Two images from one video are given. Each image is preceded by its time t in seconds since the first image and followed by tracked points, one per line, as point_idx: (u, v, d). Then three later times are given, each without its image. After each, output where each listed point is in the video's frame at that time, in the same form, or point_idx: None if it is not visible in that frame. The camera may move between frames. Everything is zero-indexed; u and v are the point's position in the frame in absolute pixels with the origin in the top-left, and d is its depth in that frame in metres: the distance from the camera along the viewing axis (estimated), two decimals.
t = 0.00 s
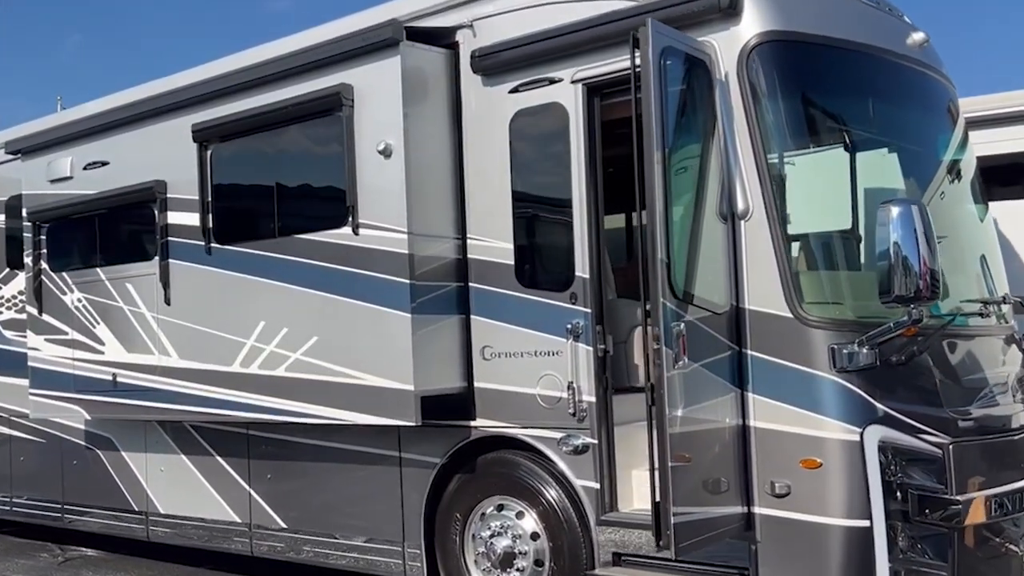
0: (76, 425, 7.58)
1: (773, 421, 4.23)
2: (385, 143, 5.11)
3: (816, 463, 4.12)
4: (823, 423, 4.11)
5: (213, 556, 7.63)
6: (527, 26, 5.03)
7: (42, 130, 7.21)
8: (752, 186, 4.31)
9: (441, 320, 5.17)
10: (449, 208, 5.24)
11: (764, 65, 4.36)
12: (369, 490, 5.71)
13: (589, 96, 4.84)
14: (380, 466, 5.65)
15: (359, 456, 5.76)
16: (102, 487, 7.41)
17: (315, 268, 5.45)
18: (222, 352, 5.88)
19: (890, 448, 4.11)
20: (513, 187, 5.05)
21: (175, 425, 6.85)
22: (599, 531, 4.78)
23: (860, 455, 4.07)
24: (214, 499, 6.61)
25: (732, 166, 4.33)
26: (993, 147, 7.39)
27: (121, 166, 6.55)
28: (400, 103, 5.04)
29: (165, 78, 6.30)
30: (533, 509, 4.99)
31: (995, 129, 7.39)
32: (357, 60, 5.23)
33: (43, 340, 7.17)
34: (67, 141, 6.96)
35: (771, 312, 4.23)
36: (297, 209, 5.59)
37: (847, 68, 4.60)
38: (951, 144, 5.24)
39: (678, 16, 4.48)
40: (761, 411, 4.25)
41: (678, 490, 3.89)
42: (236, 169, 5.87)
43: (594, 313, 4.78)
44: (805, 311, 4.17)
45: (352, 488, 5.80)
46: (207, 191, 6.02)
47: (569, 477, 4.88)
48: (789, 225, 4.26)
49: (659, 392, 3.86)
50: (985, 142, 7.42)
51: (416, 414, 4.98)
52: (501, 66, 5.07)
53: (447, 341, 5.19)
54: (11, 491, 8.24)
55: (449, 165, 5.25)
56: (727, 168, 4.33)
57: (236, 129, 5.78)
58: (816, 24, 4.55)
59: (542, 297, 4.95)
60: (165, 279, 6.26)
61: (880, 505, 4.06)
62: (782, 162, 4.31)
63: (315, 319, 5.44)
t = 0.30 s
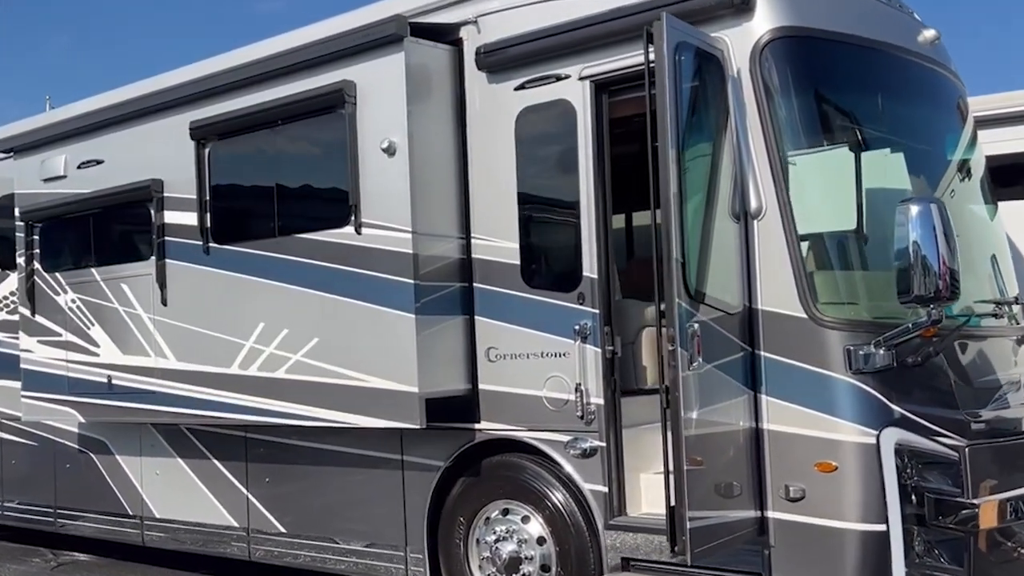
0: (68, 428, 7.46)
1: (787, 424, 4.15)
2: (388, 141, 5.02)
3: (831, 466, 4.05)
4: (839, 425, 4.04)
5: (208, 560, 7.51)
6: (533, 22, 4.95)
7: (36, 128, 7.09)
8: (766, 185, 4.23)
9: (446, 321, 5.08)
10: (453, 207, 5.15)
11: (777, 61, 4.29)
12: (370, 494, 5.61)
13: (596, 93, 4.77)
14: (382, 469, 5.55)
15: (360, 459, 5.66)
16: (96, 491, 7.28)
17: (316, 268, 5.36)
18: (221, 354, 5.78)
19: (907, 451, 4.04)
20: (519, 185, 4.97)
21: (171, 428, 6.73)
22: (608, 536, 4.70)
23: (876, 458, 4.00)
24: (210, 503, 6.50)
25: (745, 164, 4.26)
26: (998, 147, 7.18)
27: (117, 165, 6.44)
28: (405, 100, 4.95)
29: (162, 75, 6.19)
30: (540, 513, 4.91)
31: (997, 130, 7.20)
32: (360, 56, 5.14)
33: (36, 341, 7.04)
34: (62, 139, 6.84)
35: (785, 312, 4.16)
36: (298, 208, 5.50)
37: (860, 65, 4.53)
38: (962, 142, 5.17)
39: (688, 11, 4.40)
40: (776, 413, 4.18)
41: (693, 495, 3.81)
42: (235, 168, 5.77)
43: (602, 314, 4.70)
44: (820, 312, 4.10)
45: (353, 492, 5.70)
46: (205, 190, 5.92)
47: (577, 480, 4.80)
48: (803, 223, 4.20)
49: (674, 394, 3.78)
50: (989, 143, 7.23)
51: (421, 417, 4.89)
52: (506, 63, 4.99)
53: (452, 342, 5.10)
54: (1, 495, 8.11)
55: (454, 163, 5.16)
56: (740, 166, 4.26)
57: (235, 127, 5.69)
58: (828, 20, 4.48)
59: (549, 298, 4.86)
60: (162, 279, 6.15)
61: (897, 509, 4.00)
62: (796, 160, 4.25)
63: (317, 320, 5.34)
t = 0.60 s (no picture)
0: (58, 430, 7.35)
1: (795, 425, 4.10)
2: (388, 138, 4.96)
3: (840, 467, 4.00)
4: (847, 426, 3.99)
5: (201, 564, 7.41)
6: (534, 18, 4.89)
7: (27, 126, 6.99)
8: (773, 183, 4.19)
9: (446, 321, 5.01)
10: (453, 206, 5.08)
11: (785, 58, 4.25)
12: (367, 497, 5.54)
13: (599, 90, 4.71)
14: (380, 471, 5.48)
15: (358, 461, 5.58)
16: (86, 494, 7.18)
17: (314, 268, 5.29)
18: (216, 355, 5.70)
19: (915, 452, 3.99)
20: (521, 184, 4.91)
21: (164, 430, 6.64)
22: (611, 539, 4.63)
23: (885, 459, 3.95)
24: (204, 506, 6.41)
25: (752, 163, 4.21)
26: (1007, 146, 7.13)
27: (110, 163, 6.35)
28: (405, 96, 4.88)
29: (156, 72, 6.11)
30: (541, 515, 4.85)
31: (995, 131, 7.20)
32: (359, 52, 5.08)
33: (26, 342, 6.94)
34: (53, 136, 6.75)
35: (792, 312, 4.11)
36: (296, 206, 5.42)
37: (866, 62, 4.49)
38: (966, 142, 5.12)
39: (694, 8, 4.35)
40: (783, 414, 4.13)
41: (702, 496, 3.75)
42: (231, 166, 5.69)
43: (605, 314, 4.64)
44: (828, 312, 4.05)
45: (351, 494, 5.63)
46: (200, 188, 5.84)
47: (580, 482, 4.74)
48: (810, 222, 4.15)
49: (683, 395, 3.73)
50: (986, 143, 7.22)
51: (421, 419, 4.83)
52: (508, 59, 4.93)
53: (452, 342, 5.04)
54: None
55: (454, 161, 5.10)
56: (747, 163, 4.21)
57: (231, 124, 5.61)
58: (835, 17, 4.43)
59: (551, 297, 4.80)
60: (156, 279, 6.07)
61: (905, 511, 3.95)
62: (803, 159, 4.20)
63: (314, 320, 5.27)
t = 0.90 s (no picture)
0: (49, 431, 7.25)
1: (805, 425, 4.05)
2: (390, 135, 4.89)
3: (850, 469, 3.95)
4: (857, 426, 3.94)
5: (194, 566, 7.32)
6: (538, 13, 4.83)
7: (19, 122, 6.89)
8: (782, 181, 4.14)
9: (448, 321, 4.95)
10: (455, 204, 5.02)
11: (793, 54, 4.20)
12: (366, 498, 5.47)
13: (604, 87, 4.66)
14: (379, 473, 5.41)
15: (356, 462, 5.51)
16: (78, 496, 7.08)
17: (313, 266, 5.22)
18: (213, 355, 5.62)
19: (926, 453, 3.95)
20: (524, 182, 4.85)
21: (158, 431, 6.55)
22: (616, 540, 4.58)
23: (896, 460, 3.91)
24: (199, 507, 6.32)
25: (761, 160, 4.16)
26: (1005, 146, 7.10)
27: (104, 160, 6.26)
28: (407, 92, 4.82)
29: (152, 68, 6.02)
30: (544, 517, 4.79)
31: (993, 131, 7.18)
32: (360, 48, 5.01)
33: (17, 341, 6.84)
34: (46, 133, 6.65)
35: (802, 311, 4.07)
36: (295, 204, 5.36)
37: (873, 58, 4.44)
38: (971, 139, 5.07)
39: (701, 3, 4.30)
40: (792, 415, 4.08)
41: (713, 498, 3.70)
42: (228, 163, 5.62)
43: (611, 313, 4.59)
44: (839, 311, 4.01)
45: (349, 496, 5.55)
46: (197, 185, 5.76)
47: (584, 484, 4.68)
48: (819, 220, 4.10)
49: (693, 395, 3.67)
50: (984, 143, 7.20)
51: (423, 419, 4.76)
52: (511, 55, 4.87)
53: (454, 342, 4.97)
54: None
55: (456, 159, 5.04)
56: (755, 160, 4.16)
57: (229, 120, 5.54)
58: (843, 13, 4.38)
59: (554, 297, 4.75)
60: (151, 278, 5.98)
61: (916, 512, 3.90)
62: (812, 156, 4.16)
63: (314, 320, 5.20)
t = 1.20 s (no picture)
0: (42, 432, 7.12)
1: (820, 427, 3.99)
2: (395, 131, 4.81)
3: (866, 470, 3.89)
4: (873, 427, 3.88)
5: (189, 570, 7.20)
6: (545, 8, 4.76)
7: (13, 119, 6.78)
8: (797, 179, 4.08)
9: (454, 321, 4.87)
10: (461, 202, 4.94)
11: (806, 51, 4.14)
12: (368, 501, 5.38)
13: (614, 83, 4.59)
14: (382, 475, 5.32)
15: (358, 464, 5.42)
16: (71, 499, 6.96)
17: (316, 265, 5.13)
18: (213, 355, 5.53)
19: (943, 454, 3.90)
20: (531, 179, 4.79)
21: (154, 432, 6.44)
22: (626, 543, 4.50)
23: (913, 461, 3.86)
24: (196, 510, 6.21)
25: (775, 157, 4.11)
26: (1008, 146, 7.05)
27: (100, 157, 6.16)
28: (413, 88, 4.74)
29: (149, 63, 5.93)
30: (552, 519, 4.72)
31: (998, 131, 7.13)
32: (365, 43, 4.94)
33: (11, 342, 6.73)
34: (40, 129, 6.54)
35: (817, 312, 4.01)
36: (297, 202, 5.27)
37: (886, 55, 4.38)
38: (981, 136, 4.96)
39: None
40: (807, 416, 4.02)
41: (729, 500, 3.64)
42: (228, 160, 5.53)
43: (620, 313, 4.53)
44: (855, 311, 3.95)
45: (350, 499, 5.46)
46: (196, 183, 5.67)
47: (593, 486, 4.61)
48: (833, 219, 4.05)
49: (710, 396, 3.61)
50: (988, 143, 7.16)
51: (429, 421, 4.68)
52: (518, 51, 4.80)
53: (459, 342, 4.89)
54: None
55: (461, 156, 4.96)
56: (769, 156, 4.10)
57: (230, 117, 5.45)
58: (856, 8, 4.32)
59: (562, 296, 4.68)
60: (149, 277, 5.89)
61: (933, 515, 3.85)
62: (826, 154, 4.10)
63: (316, 319, 5.12)
